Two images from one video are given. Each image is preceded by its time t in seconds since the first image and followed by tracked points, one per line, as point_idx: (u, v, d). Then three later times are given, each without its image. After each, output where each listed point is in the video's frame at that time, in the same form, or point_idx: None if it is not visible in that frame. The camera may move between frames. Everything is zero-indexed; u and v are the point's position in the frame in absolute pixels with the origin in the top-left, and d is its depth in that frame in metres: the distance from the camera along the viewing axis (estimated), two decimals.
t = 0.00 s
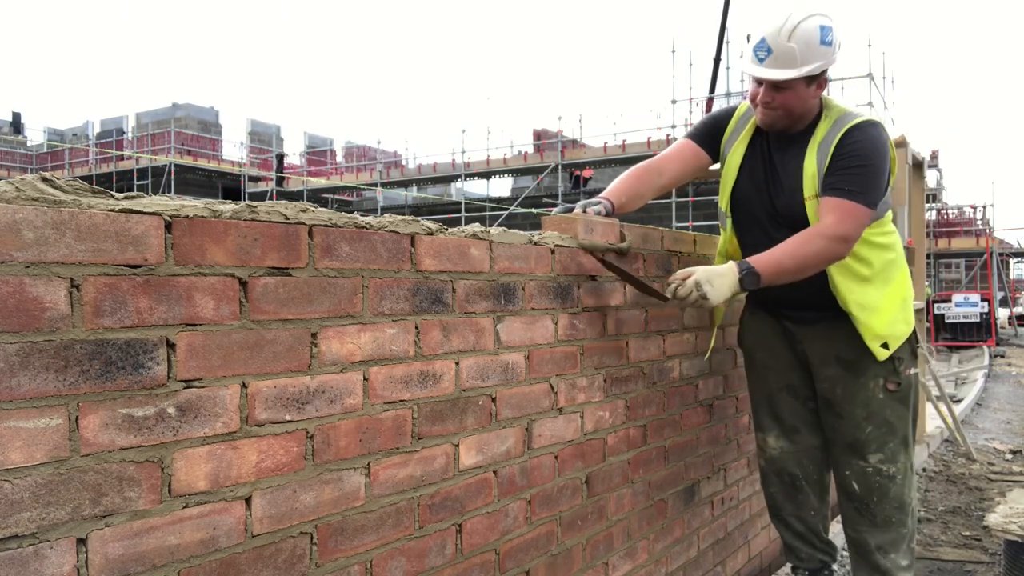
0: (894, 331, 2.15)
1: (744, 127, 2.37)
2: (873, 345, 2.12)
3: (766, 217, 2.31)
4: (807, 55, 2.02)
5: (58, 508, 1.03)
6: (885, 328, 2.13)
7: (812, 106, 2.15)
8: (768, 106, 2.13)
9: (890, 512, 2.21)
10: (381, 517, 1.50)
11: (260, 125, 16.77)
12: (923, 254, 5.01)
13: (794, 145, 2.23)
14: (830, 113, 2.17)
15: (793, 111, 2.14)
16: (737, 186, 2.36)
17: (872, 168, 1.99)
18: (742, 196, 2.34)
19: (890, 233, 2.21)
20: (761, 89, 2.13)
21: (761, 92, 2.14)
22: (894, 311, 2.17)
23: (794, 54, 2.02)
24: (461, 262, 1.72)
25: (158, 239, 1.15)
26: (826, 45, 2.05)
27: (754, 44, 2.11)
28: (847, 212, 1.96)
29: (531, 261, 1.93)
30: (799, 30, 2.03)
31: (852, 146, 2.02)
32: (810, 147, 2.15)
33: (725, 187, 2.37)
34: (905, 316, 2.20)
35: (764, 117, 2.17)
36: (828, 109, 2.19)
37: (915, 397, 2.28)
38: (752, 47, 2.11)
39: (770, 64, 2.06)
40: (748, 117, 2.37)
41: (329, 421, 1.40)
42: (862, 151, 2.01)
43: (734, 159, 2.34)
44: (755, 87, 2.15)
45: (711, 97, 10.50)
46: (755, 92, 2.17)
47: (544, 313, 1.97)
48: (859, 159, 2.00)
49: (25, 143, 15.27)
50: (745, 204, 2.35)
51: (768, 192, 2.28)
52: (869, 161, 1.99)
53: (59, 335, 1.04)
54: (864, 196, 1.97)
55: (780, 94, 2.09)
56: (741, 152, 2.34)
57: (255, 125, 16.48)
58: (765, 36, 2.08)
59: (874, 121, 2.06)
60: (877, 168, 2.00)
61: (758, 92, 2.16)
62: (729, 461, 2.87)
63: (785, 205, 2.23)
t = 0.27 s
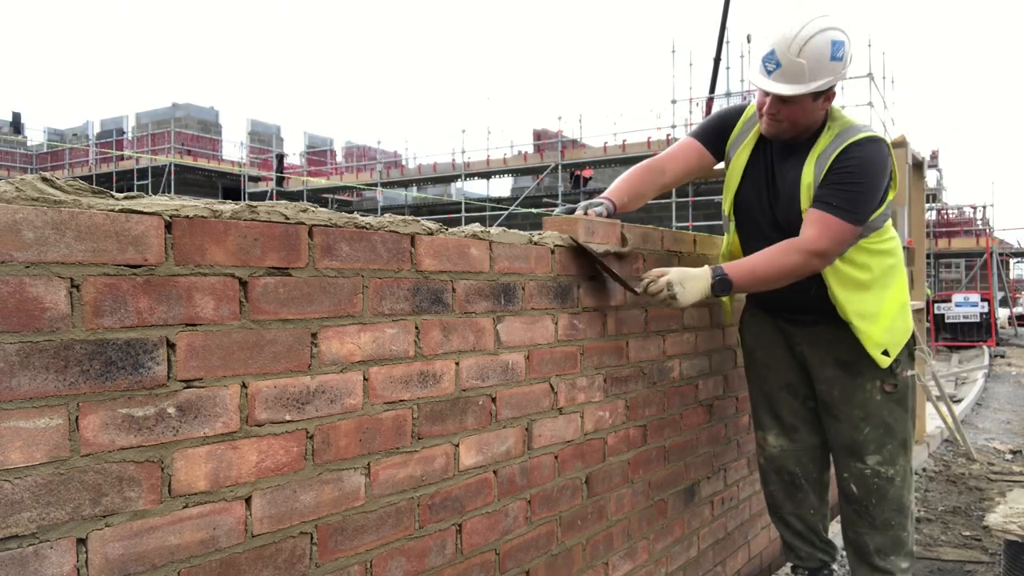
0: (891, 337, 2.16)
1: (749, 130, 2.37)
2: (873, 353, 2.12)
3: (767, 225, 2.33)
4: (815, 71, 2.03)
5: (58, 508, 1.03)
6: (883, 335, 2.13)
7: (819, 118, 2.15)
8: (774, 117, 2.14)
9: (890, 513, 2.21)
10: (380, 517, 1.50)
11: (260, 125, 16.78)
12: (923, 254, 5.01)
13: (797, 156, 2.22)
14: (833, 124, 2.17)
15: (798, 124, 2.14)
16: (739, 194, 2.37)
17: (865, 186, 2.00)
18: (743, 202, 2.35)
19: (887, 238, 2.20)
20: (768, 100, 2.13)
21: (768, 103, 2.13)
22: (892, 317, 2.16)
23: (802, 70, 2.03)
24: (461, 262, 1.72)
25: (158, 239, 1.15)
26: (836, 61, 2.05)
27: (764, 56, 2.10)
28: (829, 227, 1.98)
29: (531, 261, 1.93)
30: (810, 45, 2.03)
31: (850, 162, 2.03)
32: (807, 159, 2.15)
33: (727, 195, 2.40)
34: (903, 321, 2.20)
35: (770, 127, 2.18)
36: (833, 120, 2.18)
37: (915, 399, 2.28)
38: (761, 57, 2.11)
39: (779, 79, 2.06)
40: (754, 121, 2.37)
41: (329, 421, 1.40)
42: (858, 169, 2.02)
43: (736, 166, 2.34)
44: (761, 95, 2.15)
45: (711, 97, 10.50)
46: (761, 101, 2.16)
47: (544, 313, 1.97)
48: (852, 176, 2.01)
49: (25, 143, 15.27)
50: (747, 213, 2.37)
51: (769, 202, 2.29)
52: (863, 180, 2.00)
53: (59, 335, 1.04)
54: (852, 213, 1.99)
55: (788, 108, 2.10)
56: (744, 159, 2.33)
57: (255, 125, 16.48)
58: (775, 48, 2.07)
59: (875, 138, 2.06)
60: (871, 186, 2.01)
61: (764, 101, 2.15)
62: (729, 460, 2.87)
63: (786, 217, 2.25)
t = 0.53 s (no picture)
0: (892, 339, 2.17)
1: (750, 130, 2.36)
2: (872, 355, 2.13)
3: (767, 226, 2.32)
4: (821, 72, 2.03)
5: (58, 508, 1.03)
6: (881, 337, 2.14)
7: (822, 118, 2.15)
8: (779, 117, 2.14)
9: (890, 513, 2.20)
10: (380, 517, 1.50)
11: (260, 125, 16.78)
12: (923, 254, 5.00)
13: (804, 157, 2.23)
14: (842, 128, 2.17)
15: (803, 124, 2.15)
16: (740, 194, 2.36)
17: (877, 197, 2.02)
18: (744, 203, 2.35)
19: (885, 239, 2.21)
20: (773, 100, 2.12)
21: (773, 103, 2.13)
22: (892, 318, 2.17)
23: (808, 70, 2.02)
24: (461, 262, 1.71)
25: (158, 239, 1.15)
26: (841, 62, 2.05)
27: (770, 56, 2.09)
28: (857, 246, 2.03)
29: (531, 261, 1.93)
30: (816, 47, 2.03)
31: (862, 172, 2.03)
32: (819, 166, 2.16)
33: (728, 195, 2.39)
34: (904, 323, 2.21)
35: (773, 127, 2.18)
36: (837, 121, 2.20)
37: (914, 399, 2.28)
38: (767, 58, 2.11)
39: (784, 79, 2.06)
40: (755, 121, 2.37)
41: (329, 421, 1.40)
42: (871, 180, 2.02)
43: (739, 166, 2.34)
44: (766, 95, 2.15)
45: (711, 97, 10.50)
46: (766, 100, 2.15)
47: (544, 313, 1.97)
48: (865, 188, 2.02)
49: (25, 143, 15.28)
50: (747, 213, 2.35)
51: (771, 202, 2.28)
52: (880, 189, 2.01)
53: (59, 335, 1.04)
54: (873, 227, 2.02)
55: (793, 108, 2.10)
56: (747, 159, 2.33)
57: (255, 125, 16.48)
58: (781, 48, 2.07)
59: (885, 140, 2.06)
60: (883, 198, 2.02)
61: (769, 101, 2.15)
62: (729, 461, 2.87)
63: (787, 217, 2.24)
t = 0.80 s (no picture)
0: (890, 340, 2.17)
1: (749, 131, 2.36)
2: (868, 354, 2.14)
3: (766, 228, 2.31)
4: (819, 75, 2.03)
5: (58, 508, 1.03)
6: (879, 337, 2.15)
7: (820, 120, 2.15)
8: (776, 120, 2.14)
9: (889, 514, 2.20)
10: (380, 517, 1.49)
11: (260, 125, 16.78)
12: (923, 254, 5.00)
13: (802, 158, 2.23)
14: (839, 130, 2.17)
15: (800, 127, 2.14)
16: (739, 196, 2.36)
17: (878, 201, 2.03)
18: (743, 204, 2.35)
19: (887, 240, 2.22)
20: (771, 102, 2.12)
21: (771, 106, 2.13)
22: (891, 319, 2.18)
23: (805, 74, 2.02)
24: (461, 262, 1.71)
25: (158, 239, 1.15)
26: (839, 66, 2.05)
27: (768, 58, 2.10)
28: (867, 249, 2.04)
29: (531, 261, 1.93)
30: (814, 50, 2.03)
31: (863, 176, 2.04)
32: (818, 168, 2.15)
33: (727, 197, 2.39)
34: (904, 324, 2.21)
35: (771, 129, 2.18)
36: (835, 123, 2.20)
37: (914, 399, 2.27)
38: (765, 61, 2.11)
39: (782, 82, 2.06)
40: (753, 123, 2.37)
41: (329, 421, 1.40)
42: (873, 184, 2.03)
43: (736, 167, 2.35)
44: (764, 98, 2.15)
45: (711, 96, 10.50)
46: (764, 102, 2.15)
47: (544, 313, 1.97)
48: (868, 192, 2.03)
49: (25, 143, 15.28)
50: (746, 214, 2.35)
51: (770, 203, 2.28)
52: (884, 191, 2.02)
53: (59, 335, 1.04)
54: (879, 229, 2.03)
55: (790, 111, 2.09)
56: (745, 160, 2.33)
57: (255, 125, 16.48)
58: (779, 51, 2.07)
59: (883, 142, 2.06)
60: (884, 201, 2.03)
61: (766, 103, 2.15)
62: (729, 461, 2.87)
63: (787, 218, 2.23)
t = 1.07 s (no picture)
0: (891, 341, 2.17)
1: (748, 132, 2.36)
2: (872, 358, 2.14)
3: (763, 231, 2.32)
4: (815, 80, 2.03)
5: (58, 508, 1.03)
6: (881, 339, 2.14)
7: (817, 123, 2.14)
8: (772, 122, 2.14)
9: (888, 514, 2.20)
10: (380, 517, 1.49)
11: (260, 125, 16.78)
12: (923, 254, 5.00)
13: (795, 161, 2.22)
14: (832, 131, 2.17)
15: (796, 130, 2.14)
16: (738, 200, 2.36)
17: (867, 199, 2.02)
18: (742, 205, 2.35)
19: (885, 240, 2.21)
20: (767, 105, 2.12)
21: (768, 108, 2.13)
22: (891, 320, 2.18)
23: (802, 77, 2.02)
24: (461, 262, 1.71)
25: (158, 239, 1.15)
26: (836, 70, 2.04)
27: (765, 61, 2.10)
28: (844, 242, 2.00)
29: (531, 261, 1.93)
30: (811, 53, 2.03)
31: (852, 174, 2.04)
32: (806, 171, 2.16)
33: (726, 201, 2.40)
34: (904, 324, 2.21)
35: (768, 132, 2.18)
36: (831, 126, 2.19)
37: (915, 400, 2.27)
38: (762, 64, 2.11)
39: (778, 85, 2.06)
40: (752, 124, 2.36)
41: (329, 421, 1.40)
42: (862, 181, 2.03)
43: (735, 169, 2.35)
44: (761, 101, 2.15)
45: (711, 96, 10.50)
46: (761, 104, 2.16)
47: (544, 313, 1.97)
48: (855, 190, 2.02)
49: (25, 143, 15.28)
50: (745, 215, 2.35)
51: (768, 204, 2.28)
52: (864, 192, 2.02)
53: (59, 335, 1.04)
54: (857, 227, 2.01)
55: (786, 114, 2.09)
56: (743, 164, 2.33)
57: (255, 125, 16.49)
58: (776, 54, 2.07)
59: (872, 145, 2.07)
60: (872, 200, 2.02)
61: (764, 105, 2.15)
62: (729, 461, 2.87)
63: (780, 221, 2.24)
